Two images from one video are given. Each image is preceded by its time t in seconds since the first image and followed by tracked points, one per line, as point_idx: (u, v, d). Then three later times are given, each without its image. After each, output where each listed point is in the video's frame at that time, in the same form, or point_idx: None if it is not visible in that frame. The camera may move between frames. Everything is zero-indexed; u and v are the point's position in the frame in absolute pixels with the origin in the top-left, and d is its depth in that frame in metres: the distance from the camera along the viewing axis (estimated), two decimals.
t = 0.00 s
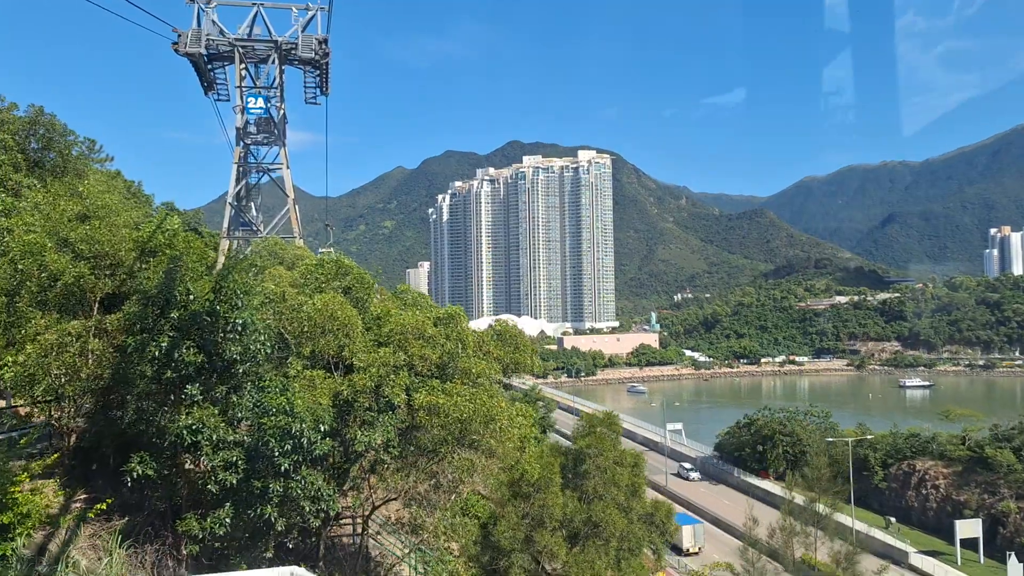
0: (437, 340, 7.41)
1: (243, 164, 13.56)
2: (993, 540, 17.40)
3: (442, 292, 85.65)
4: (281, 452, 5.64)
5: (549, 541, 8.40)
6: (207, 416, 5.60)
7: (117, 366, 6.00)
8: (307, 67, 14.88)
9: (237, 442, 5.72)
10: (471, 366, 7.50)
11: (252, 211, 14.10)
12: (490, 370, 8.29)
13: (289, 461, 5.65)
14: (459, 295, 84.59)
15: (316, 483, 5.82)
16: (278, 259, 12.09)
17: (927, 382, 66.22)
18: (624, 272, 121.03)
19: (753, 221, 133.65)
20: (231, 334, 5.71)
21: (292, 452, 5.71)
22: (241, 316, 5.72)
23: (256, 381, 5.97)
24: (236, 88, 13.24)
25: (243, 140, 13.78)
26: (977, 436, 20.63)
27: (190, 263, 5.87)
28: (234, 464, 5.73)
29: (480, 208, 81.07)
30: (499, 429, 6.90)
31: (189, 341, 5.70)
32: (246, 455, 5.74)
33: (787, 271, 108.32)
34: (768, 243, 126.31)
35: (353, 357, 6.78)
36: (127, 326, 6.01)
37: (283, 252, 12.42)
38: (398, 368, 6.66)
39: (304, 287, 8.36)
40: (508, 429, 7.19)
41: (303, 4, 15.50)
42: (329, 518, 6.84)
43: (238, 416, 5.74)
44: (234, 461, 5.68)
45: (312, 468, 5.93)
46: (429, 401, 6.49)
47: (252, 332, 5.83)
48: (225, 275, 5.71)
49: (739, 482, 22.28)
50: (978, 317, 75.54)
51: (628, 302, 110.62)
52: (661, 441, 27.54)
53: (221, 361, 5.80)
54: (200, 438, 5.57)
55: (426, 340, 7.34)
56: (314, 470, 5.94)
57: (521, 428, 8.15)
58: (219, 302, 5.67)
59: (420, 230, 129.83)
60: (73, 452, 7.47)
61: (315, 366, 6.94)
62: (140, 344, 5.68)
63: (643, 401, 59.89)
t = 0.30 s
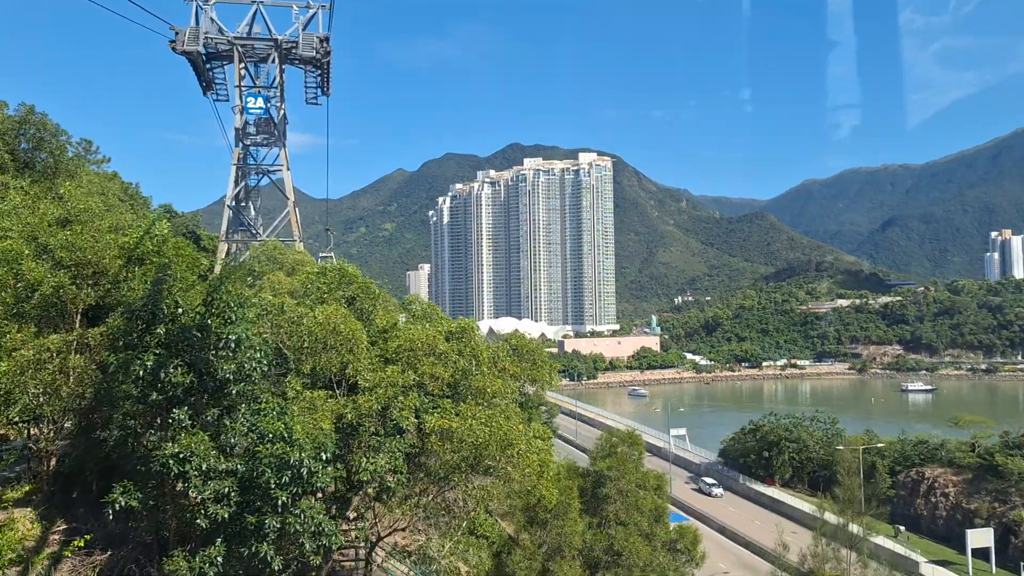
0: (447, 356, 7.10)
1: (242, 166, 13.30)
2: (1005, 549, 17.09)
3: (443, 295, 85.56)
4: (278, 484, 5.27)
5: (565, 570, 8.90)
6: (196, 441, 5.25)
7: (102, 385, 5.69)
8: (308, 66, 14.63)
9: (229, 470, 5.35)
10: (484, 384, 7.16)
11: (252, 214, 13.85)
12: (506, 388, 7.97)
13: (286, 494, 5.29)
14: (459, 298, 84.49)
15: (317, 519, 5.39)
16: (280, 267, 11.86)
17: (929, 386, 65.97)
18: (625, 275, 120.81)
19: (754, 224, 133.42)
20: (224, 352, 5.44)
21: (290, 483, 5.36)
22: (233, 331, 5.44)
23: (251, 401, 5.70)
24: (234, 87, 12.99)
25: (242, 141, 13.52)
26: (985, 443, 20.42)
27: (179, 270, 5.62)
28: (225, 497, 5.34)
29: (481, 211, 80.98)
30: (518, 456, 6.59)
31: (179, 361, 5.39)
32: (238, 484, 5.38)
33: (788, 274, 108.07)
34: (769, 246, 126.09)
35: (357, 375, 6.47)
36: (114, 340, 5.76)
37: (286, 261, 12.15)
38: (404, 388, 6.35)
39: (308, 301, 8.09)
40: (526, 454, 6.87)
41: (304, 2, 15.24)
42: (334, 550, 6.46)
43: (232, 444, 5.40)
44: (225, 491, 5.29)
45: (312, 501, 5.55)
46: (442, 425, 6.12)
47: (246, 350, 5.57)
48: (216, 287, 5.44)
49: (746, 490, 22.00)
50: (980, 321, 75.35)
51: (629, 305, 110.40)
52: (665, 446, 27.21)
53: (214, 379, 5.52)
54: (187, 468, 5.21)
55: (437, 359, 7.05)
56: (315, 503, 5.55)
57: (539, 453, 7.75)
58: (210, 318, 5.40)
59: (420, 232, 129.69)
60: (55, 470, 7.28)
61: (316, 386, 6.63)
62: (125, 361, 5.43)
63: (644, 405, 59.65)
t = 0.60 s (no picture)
0: (457, 375, 6.83)
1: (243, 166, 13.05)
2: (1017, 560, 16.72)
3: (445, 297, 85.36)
4: (272, 524, 5.00)
5: None
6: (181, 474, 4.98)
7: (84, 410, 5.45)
8: (311, 64, 14.38)
9: (219, 504, 5.08)
10: (502, 408, 6.92)
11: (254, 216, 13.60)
12: (523, 409, 7.72)
13: (282, 534, 5.00)
14: (461, 300, 84.29)
15: (314, 562, 5.13)
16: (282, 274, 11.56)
17: (932, 390, 65.49)
18: (627, 277, 120.45)
19: (756, 227, 132.94)
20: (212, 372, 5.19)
21: (287, 525, 5.05)
22: (225, 350, 5.20)
23: (243, 427, 5.50)
24: (236, 86, 12.73)
25: (243, 140, 13.24)
26: (996, 451, 20.13)
27: (164, 279, 5.40)
28: (216, 536, 5.05)
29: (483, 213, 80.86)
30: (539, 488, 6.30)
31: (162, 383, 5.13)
32: (228, 521, 5.10)
33: (790, 277, 107.65)
34: (772, 249, 125.68)
35: (363, 399, 6.22)
36: (95, 359, 5.55)
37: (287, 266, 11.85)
38: (415, 411, 6.12)
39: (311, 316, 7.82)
40: (548, 487, 6.55)
41: None
42: None
43: (222, 479, 5.14)
44: (215, 529, 5.03)
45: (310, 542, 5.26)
46: (454, 455, 5.88)
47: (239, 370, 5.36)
48: (204, 304, 5.16)
49: (752, 496, 21.65)
50: (983, 325, 74.99)
51: (631, 307, 110.02)
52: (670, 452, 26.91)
53: (206, 401, 5.29)
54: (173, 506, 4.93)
55: (450, 379, 6.77)
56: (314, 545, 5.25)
57: (561, 481, 7.41)
58: (198, 335, 5.14)
59: (422, 233, 129.51)
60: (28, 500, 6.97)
61: (317, 409, 6.36)
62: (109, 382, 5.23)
63: (646, 408, 59.26)
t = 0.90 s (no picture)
0: (471, 408, 6.47)
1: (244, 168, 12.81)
2: None
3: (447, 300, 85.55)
4: None
5: None
6: (158, 522, 4.68)
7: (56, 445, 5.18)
8: (314, 65, 14.17)
9: (202, 555, 4.77)
10: (520, 443, 6.49)
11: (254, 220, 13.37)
12: (542, 438, 7.26)
13: None
14: (464, 303, 84.41)
15: None
16: (282, 285, 11.43)
17: (936, 398, 64.97)
18: (629, 282, 120.28)
19: (759, 232, 132.69)
20: (192, 405, 4.89)
21: None
22: (209, 381, 4.91)
23: (231, 465, 5.23)
24: (237, 87, 12.52)
25: (245, 143, 13.02)
26: (1007, 463, 19.75)
27: (143, 298, 5.12)
28: None
29: (486, 216, 80.75)
30: (563, 534, 5.94)
31: (137, 417, 4.85)
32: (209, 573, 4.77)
33: (793, 282, 107.36)
34: (774, 254, 125.35)
35: (365, 434, 5.93)
36: (63, 390, 5.25)
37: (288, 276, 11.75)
38: (424, 450, 5.80)
39: (311, 338, 7.48)
40: (573, 531, 6.14)
41: None
42: None
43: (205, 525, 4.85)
44: None
45: None
46: (467, 499, 5.62)
47: (225, 402, 5.07)
48: (188, 327, 4.86)
49: (757, 506, 21.32)
50: (987, 332, 74.55)
51: (633, 312, 109.82)
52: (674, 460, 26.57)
53: (185, 440, 4.98)
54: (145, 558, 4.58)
55: (461, 409, 6.42)
56: None
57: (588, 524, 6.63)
58: (179, 362, 4.86)
59: (424, 236, 129.33)
60: None
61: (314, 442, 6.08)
62: (80, 414, 4.95)
63: (648, 414, 58.92)
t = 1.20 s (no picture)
0: (486, 452, 6.09)
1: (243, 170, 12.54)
2: None
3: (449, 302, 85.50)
4: None
5: None
6: None
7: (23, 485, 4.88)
8: (316, 65, 13.93)
9: None
10: (542, 490, 6.05)
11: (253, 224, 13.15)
12: (566, 482, 6.56)
13: None
14: (465, 305, 84.35)
15: None
16: (281, 295, 11.17)
17: (939, 405, 64.54)
18: (630, 285, 120.05)
19: (761, 236, 132.40)
20: (168, 449, 4.46)
21: None
22: (187, 423, 4.47)
23: (213, 517, 4.83)
24: (237, 87, 12.27)
25: (245, 145, 12.77)
26: (1017, 474, 19.38)
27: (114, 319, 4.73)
28: None
29: (488, 219, 80.63)
30: None
31: (105, 462, 4.41)
32: None
33: (796, 287, 107.02)
34: (776, 259, 125.04)
35: (366, 478, 5.87)
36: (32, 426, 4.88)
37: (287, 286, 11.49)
38: (433, 501, 5.50)
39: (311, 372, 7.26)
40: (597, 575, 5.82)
41: None
42: None
43: None
44: None
45: None
46: (483, 560, 5.31)
47: (208, 444, 4.65)
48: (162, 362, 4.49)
49: (761, 516, 21.04)
50: (990, 338, 74.11)
51: (634, 316, 109.60)
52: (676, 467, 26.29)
53: (162, 489, 4.54)
54: None
55: (475, 452, 6.03)
56: None
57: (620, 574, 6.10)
58: (155, 400, 4.47)
59: (426, 238, 129.14)
60: None
61: (311, 485, 5.96)
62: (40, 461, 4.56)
63: (649, 418, 58.61)
